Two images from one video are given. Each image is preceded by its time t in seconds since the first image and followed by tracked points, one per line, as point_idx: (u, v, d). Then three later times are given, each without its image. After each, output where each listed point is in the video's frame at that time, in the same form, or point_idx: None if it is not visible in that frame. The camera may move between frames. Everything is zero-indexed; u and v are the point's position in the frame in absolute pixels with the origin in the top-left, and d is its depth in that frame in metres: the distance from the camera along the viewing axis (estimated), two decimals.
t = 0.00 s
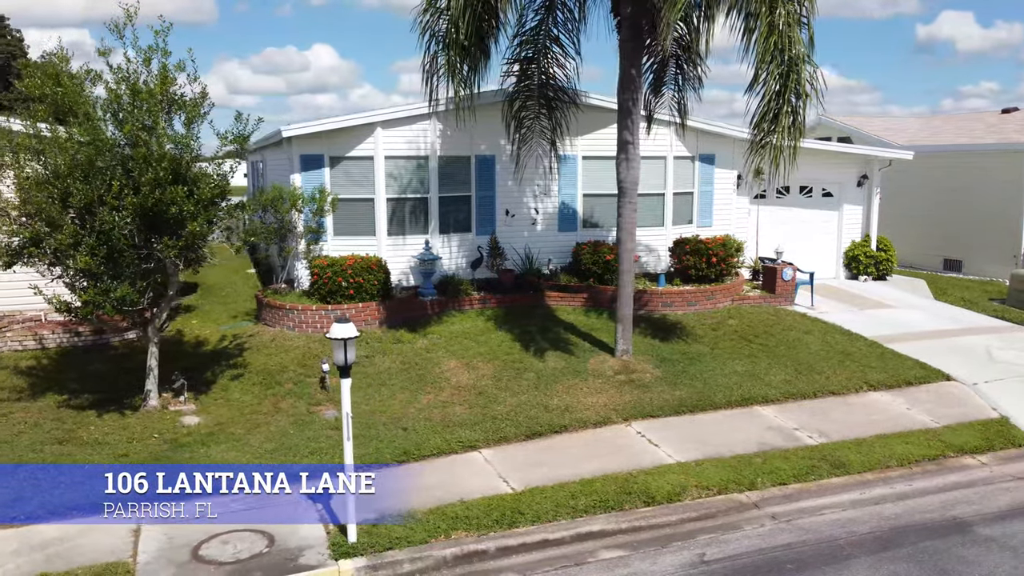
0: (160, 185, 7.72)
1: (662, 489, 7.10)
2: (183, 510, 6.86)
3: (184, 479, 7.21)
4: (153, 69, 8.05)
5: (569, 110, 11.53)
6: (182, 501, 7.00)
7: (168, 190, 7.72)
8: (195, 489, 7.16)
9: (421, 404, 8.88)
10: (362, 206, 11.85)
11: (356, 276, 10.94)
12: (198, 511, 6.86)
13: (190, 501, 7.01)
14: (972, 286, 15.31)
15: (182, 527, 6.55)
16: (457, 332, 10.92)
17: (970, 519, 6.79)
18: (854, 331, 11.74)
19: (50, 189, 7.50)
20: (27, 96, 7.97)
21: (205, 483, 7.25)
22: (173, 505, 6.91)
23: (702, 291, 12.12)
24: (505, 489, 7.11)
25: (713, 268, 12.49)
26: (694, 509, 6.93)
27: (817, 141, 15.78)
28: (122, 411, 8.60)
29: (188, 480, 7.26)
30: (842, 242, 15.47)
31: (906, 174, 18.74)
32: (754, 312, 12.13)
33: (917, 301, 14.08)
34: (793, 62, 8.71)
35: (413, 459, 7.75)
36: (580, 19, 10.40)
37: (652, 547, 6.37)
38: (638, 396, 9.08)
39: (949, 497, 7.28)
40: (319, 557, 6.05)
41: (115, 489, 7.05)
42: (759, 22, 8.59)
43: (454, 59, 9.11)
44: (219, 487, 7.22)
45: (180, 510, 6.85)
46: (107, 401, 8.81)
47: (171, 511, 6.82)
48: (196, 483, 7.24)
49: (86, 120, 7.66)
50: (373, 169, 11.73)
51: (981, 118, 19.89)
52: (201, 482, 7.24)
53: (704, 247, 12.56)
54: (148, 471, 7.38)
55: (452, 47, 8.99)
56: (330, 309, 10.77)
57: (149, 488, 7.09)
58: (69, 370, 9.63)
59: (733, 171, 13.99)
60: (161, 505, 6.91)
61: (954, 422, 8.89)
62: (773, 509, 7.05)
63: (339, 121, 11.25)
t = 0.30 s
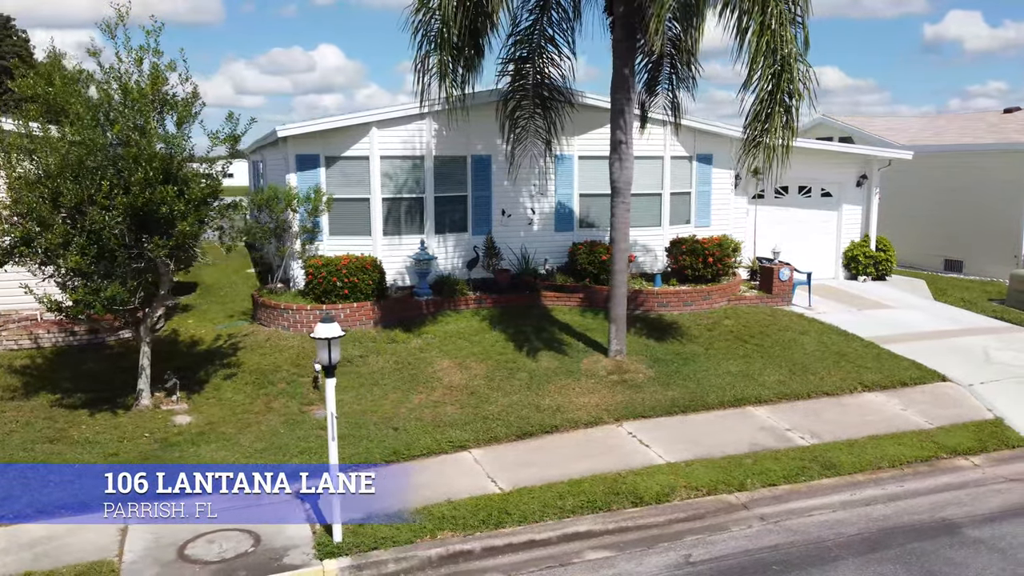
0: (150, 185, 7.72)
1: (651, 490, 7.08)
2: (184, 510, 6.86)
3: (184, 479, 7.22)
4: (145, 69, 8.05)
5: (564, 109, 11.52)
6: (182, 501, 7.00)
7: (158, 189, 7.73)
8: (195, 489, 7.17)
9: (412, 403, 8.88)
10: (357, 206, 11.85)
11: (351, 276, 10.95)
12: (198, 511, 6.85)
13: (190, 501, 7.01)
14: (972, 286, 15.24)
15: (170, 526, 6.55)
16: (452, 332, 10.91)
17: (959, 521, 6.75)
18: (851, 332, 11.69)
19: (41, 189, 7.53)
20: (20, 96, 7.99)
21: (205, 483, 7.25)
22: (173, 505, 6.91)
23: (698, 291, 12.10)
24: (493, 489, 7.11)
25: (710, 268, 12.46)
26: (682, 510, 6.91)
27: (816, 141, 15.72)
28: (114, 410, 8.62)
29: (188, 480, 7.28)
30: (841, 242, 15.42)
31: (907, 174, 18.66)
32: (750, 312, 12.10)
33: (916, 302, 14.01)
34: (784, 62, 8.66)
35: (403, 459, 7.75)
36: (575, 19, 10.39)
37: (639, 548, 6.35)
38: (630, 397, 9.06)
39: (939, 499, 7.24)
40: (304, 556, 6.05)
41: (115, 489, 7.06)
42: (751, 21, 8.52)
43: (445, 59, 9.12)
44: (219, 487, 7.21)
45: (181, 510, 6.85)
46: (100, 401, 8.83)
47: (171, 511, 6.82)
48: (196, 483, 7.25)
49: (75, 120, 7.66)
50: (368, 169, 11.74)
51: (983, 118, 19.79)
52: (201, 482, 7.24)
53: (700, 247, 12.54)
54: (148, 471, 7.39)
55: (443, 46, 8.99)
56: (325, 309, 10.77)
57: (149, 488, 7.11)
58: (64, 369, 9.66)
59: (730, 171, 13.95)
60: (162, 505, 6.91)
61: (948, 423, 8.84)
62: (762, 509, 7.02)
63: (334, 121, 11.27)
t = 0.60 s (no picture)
0: (139, 185, 7.71)
1: (638, 491, 7.06)
2: (183, 510, 6.85)
3: (184, 479, 7.24)
4: (135, 69, 8.06)
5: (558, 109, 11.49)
6: (182, 501, 7.00)
7: (148, 189, 7.72)
8: (195, 489, 7.17)
9: (403, 403, 8.87)
10: (352, 206, 11.84)
11: (344, 276, 10.95)
12: (198, 511, 6.83)
13: (190, 501, 7.00)
14: (971, 287, 15.16)
15: (155, 526, 6.55)
16: (446, 332, 10.90)
17: (948, 523, 6.70)
18: (847, 332, 11.63)
19: (31, 189, 7.54)
20: (11, 96, 8.01)
21: (205, 483, 7.24)
22: (173, 505, 6.91)
23: (694, 291, 12.06)
24: (480, 490, 7.10)
25: (705, 268, 12.42)
26: (670, 512, 6.88)
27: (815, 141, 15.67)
28: (105, 410, 8.63)
29: (188, 480, 7.28)
30: (840, 242, 15.36)
31: (907, 174, 18.59)
32: (745, 312, 12.07)
33: (914, 302, 13.95)
34: (775, 62, 8.60)
35: (392, 459, 7.74)
36: (569, 19, 10.37)
37: (624, 549, 6.32)
38: (621, 397, 9.03)
39: (929, 501, 7.19)
40: (288, 557, 6.04)
41: (115, 489, 7.08)
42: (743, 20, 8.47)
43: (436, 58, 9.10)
44: (219, 487, 7.20)
45: (181, 510, 6.84)
46: (90, 401, 8.83)
47: (171, 511, 6.82)
48: (196, 482, 7.25)
49: (63, 120, 7.65)
50: (363, 169, 11.73)
51: (984, 118, 19.70)
52: (201, 482, 7.23)
53: (696, 247, 12.50)
54: (148, 471, 7.41)
55: (434, 45, 8.98)
56: (318, 309, 10.75)
57: (148, 488, 7.12)
58: (57, 368, 9.68)
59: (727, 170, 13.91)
60: (161, 504, 6.92)
61: (941, 424, 8.79)
62: (750, 511, 6.98)
63: (328, 121, 11.26)
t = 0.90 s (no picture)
0: (128, 185, 7.70)
1: (626, 493, 7.02)
2: (183, 510, 6.83)
3: (184, 479, 7.24)
4: (125, 69, 8.07)
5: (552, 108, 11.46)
6: (182, 501, 6.99)
7: (137, 189, 7.71)
8: (195, 489, 7.17)
9: (394, 404, 8.86)
10: (347, 206, 11.83)
11: (338, 276, 10.92)
12: (198, 511, 6.81)
13: (190, 501, 6.99)
14: (971, 288, 15.06)
15: (141, 527, 6.55)
16: (439, 332, 10.88)
17: (938, 527, 6.64)
18: (843, 333, 11.57)
19: (21, 190, 7.54)
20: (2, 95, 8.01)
21: (205, 483, 7.24)
22: (173, 505, 6.91)
23: (690, 291, 12.02)
24: (467, 492, 7.07)
25: (702, 269, 12.37)
26: (657, 514, 6.84)
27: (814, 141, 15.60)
28: (96, 410, 8.63)
29: (188, 480, 7.29)
30: (839, 243, 15.29)
31: (909, 174, 18.51)
32: (742, 313, 12.01)
33: (913, 303, 13.87)
34: (766, 62, 8.55)
35: (380, 460, 7.72)
36: (564, 19, 10.34)
37: (609, 552, 6.28)
38: (613, 399, 8.99)
39: (920, 504, 7.13)
40: (271, 558, 6.02)
41: (115, 489, 7.10)
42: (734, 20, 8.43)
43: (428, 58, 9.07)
44: (219, 487, 7.20)
45: (181, 510, 6.83)
46: (81, 401, 8.84)
47: (171, 511, 6.81)
48: (196, 483, 7.25)
49: (52, 119, 7.66)
50: (358, 169, 11.73)
51: (986, 118, 19.61)
52: (201, 482, 7.23)
53: (692, 247, 12.44)
54: (148, 471, 7.42)
55: (424, 44, 8.91)
56: (312, 309, 10.75)
57: (148, 488, 7.14)
58: (51, 368, 9.70)
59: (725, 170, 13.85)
60: (161, 504, 6.92)
61: (935, 426, 8.73)
62: (739, 513, 6.94)
63: (322, 121, 11.26)
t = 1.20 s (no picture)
0: (117, 184, 7.68)
1: (615, 495, 6.97)
2: (183, 510, 6.81)
3: (184, 479, 7.22)
4: (116, 69, 8.07)
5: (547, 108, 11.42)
6: (181, 501, 6.97)
7: (126, 189, 7.70)
8: (195, 489, 7.14)
9: (385, 404, 8.83)
10: (342, 206, 11.81)
11: (332, 276, 10.88)
12: (198, 511, 6.79)
13: (190, 501, 6.96)
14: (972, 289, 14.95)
15: (126, 527, 6.53)
16: (434, 333, 10.85)
17: (929, 530, 6.57)
18: (841, 334, 11.50)
19: (10, 189, 7.54)
20: None
21: (205, 483, 7.22)
22: (173, 505, 6.89)
23: (686, 292, 11.96)
24: (455, 493, 7.03)
25: (698, 269, 12.30)
26: (645, 516, 6.78)
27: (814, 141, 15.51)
28: (86, 410, 8.63)
29: (188, 480, 7.27)
30: (839, 243, 15.19)
31: (911, 174, 18.41)
32: (738, 314, 11.94)
33: (912, 304, 13.79)
34: (758, 62, 8.52)
35: (369, 461, 7.70)
36: (559, 19, 10.30)
37: (595, 554, 6.24)
38: (605, 400, 8.95)
39: (911, 507, 7.06)
40: (254, 559, 6.00)
41: (115, 489, 7.09)
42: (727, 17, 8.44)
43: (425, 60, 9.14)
44: (219, 487, 7.18)
45: (181, 510, 6.81)
46: (73, 401, 8.83)
47: (171, 511, 6.79)
48: (196, 483, 7.23)
49: (42, 118, 7.68)
50: (353, 169, 11.71)
51: (990, 117, 19.48)
52: (201, 482, 7.21)
53: (689, 247, 12.38)
54: (148, 471, 7.42)
55: (415, 43, 8.85)
56: (306, 309, 10.73)
57: (148, 488, 7.13)
58: (44, 368, 9.70)
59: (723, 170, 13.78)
60: (161, 504, 6.91)
61: (930, 428, 8.66)
62: (728, 516, 6.88)
63: (316, 121, 11.25)
